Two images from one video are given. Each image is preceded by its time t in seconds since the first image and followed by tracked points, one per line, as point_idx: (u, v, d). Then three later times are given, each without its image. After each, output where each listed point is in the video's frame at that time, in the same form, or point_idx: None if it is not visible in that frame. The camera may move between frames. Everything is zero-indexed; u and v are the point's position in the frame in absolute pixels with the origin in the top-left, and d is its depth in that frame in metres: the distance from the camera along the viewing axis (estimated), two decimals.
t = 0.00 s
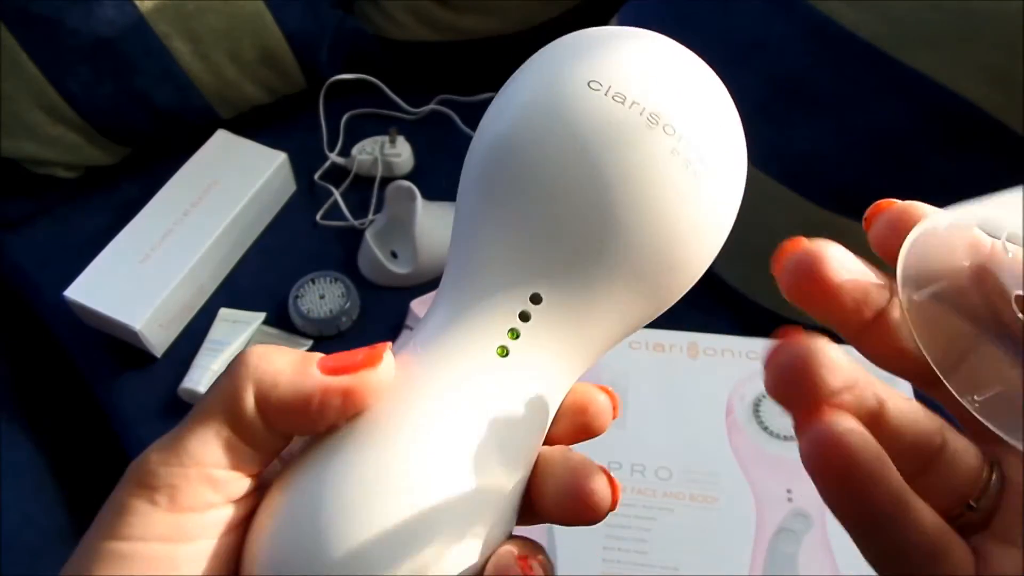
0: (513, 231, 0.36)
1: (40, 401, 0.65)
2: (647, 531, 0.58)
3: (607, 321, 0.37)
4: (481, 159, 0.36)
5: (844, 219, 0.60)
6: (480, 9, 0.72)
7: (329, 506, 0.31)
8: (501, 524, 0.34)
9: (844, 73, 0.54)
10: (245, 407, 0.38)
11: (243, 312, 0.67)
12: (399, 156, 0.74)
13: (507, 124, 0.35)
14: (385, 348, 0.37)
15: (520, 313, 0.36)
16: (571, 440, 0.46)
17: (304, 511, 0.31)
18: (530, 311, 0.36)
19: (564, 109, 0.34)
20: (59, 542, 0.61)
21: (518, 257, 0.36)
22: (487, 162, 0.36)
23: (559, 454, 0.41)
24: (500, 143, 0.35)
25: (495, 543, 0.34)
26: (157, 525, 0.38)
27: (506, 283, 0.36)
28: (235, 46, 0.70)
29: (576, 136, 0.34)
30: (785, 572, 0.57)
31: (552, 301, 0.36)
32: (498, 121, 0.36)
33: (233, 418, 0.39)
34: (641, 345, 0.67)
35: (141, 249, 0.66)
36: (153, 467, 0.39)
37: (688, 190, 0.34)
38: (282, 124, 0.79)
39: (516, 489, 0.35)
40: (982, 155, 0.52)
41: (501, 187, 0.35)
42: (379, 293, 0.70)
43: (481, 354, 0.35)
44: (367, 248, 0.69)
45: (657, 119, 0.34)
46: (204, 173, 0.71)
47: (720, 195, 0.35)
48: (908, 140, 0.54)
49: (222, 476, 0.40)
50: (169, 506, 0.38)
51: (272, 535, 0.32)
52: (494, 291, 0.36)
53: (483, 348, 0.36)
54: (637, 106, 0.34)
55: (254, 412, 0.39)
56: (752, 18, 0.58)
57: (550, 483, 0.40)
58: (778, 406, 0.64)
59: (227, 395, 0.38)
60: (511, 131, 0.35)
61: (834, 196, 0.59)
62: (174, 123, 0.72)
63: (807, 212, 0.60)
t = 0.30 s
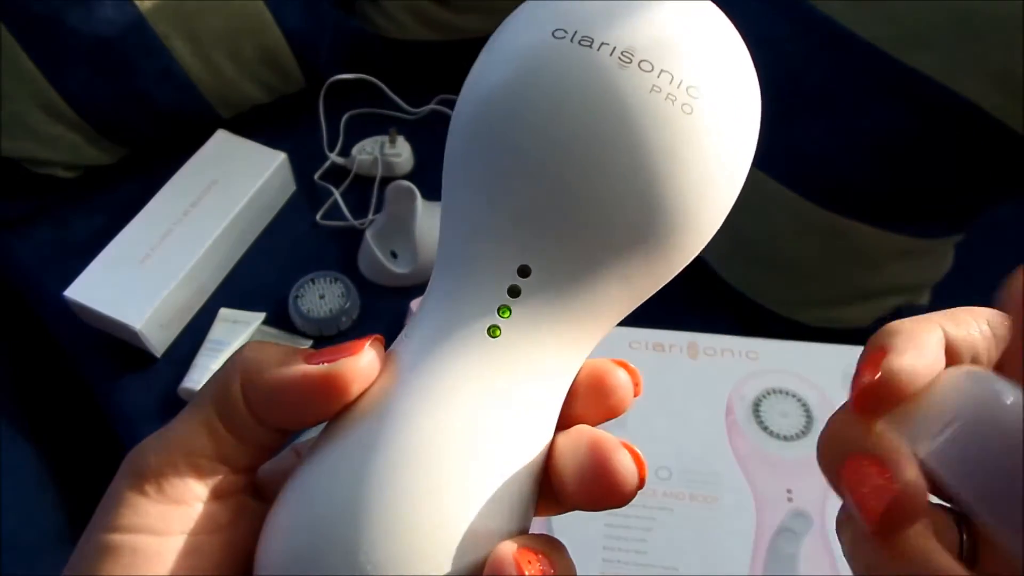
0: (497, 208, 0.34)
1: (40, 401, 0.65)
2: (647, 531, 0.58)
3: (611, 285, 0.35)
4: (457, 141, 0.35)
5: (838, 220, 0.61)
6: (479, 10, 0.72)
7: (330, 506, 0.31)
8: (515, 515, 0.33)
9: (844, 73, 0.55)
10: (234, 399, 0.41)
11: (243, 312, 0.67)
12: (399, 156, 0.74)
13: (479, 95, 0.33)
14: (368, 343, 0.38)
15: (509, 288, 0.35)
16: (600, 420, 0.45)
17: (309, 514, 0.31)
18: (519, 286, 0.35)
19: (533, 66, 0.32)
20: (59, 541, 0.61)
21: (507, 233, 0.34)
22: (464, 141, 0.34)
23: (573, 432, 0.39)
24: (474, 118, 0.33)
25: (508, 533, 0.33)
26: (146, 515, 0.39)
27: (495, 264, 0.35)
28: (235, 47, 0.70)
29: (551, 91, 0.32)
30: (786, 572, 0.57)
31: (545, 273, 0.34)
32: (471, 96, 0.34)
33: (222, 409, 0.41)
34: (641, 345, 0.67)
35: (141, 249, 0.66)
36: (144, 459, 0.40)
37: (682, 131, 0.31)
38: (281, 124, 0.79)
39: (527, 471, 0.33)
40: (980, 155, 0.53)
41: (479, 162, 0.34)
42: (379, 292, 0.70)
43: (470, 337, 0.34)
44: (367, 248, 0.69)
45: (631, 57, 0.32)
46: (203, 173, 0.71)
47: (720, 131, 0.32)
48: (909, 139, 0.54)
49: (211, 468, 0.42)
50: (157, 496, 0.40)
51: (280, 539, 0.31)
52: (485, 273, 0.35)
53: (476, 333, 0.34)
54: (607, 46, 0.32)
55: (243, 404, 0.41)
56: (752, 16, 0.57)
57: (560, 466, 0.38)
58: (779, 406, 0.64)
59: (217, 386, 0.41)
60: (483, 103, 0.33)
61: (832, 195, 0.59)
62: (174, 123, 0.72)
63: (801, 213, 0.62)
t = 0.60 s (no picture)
0: (529, 196, 0.35)
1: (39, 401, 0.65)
2: (647, 532, 0.58)
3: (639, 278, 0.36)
4: (494, 125, 0.35)
5: (843, 219, 0.60)
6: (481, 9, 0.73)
7: (349, 484, 0.31)
8: (533, 505, 0.34)
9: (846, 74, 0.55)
10: (257, 382, 0.41)
11: (243, 312, 0.67)
12: (399, 156, 0.74)
13: (519, 81, 0.34)
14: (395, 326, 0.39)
15: (537, 279, 0.36)
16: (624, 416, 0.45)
17: (327, 491, 0.31)
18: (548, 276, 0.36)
19: (575, 55, 0.33)
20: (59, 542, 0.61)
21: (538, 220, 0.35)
22: (501, 126, 0.35)
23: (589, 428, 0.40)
24: (513, 103, 0.34)
25: (528, 527, 0.33)
26: (169, 497, 0.39)
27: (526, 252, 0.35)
28: (235, 47, 0.70)
29: (590, 80, 0.32)
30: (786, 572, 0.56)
31: (571, 265, 0.36)
32: (510, 82, 0.35)
33: (246, 392, 0.42)
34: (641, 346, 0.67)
35: (141, 249, 0.66)
36: (166, 442, 0.40)
37: (721, 125, 0.32)
38: (281, 124, 0.79)
39: (546, 462, 0.34)
40: (978, 155, 0.53)
41: (515, 148, 0.34)
42: (379, 293, 0.70)
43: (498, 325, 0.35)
44: (366, 248, 0.69)
45: (673, 50, 0.32)
46: (203, 173, 0.71)
47: (760, 127, 0.33)
48: (910, 139, 0.54)
49: (233, 451, 0.42)
50: (180, 478, 0.40)
51: (296, 517, 0.32)
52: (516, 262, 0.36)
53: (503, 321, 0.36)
54: (650, 37, 0.32)
55: (265, 388, 0.42)
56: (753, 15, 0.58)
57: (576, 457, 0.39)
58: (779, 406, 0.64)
59: (242, 370, 0.42)
60: (522, 89, 0.34)
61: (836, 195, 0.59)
62: (174, 123, 0.72)
63: (804, 213, 0.61)
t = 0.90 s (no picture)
0: (552, 202, 0.34)
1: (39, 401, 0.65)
2: (647, 532, 0.58)
3: (660, 292, 0.35)
4: (521, 128, 0.35)
5: (846, 220, 0.60)
6: (480, 10, 0.73)
7: (361, 490, 0.31)
8: (541, 514, 0.34)
9: (846, 74, 0.55)
10: (279, 378, 0.42)
11: (243, 312, 0.67)
12: (399, 156, 0.74)
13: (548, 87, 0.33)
14: (413, 324, 0.39)
15: (559, 286, 0.35)
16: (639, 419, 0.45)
17: (337, 495, 0.32)
18: (569, 284, 0.35)
19: (606, 65, 0.32)
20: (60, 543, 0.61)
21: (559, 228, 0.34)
22: (527, 130, 0.34)
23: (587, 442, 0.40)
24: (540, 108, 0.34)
25: (538, 532, 0.33)
26: (186, 489, 0.39)
27: (545, 259, 0.35)
28: (235, 47, 0.70)
29: (618, 93, 0.32)
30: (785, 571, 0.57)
31: (593, 273, 0.35)
32: (539, 87, 0.34)
33: (264, 386, 0.42)
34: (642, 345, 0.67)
35: (141, 249, 0.66)
36: (185, 433, 0.40)
37: (750, 144, 0.31)
38: (281, 125, 0.79)
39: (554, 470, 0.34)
40: (982, 156, 0.53)
41: (540, 154, 0.34)
42: (379, 293, 0.70)
43: (518, 329, 0.35)
44: (366, 248, 0.69)
45: (707, 65, 0.31)
46: (203, 173, 0.71)
47: (790, 147, 0.32)
48: (911, 140, 0.54)
49: (250, 445, 0.42)
50: (197, 471, 0.40)
51: (307, 518, 0.32)
52: (537, 270, 0.35)
53: (522, 327, 0.35)
54: (684, 51, 0.32)
55: (287, 384, 0.42)
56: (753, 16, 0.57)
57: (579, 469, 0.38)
58: (779, 406, 0.64)
59: (261, 364, 0.42)
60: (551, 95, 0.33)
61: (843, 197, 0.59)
62: (174, 123, 0.72)
63: (804, 214, 0.62)
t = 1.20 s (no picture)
0: (544, 196, 0.34)
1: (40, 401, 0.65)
2: (647, 532, 0.58)
3: (653, 286, 0.35)
4: (511, 121, 0.35)
5: (840, 220, 0.61)
6: (481, 10, 0.72)
7: (352, 482, 0.31)
8: (532, 508, 0.34)
9: (846, 73, 0.54)
10: (266, 372, 0.41)
11: (243, 312, 0.67)
12: (399, 156, 0.74)
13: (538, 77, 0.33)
14: (402, 318, 0.39)
15: (550, 280, 0.35)
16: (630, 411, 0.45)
17: (328, 490, 0.32)
18: (560, 277, 0.35)
19: (596, 55, 0.32)
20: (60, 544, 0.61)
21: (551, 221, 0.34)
22: (518, 123, 0.34)
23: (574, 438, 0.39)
24: (531, 100, 0.33)
25: (527, 532, 0.33)
26: (174, 486, 0.39)
27: (536, 254, 0.35)
28: (235, 46, 0.70)
29: (609, 84, 0.32)
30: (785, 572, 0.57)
31: (585, 267, 0.35)
32: (528, 79, 0.34)
33: (253, 380, 0.42)
34: (642, 345, 0.67)
35: (141, 248, 0.66)
36: (173, 428, 0.40)
37: (744, 134, 0.31)
38: (281, 125, 0.79)
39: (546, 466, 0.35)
40: (978, 155, 0.53)
41: (531, 146, 0.34)
42: (379, 293, 0.70)
43: (508, 323, 0.35)
44: (366, 248, 0.69)
45: (700, 54, 0.31)
46: (203, 173, 0.71)
47: (784, 136, 0.32)
48: (912, 139, 0.54)
49: (239, 441, 0.42)
50: (185, 467, 0.40)
51: (296, 512, 0.32)
52: (528, 265, 0.35)
53: (512, 322, 0.35)
54: (676, 40, 0.31)
55: (275, 377, 0.42)
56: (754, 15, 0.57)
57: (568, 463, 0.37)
58: (779, 406, 0.64)
59: (249, 358, 0.42)
60: (541, 87, 0.33)
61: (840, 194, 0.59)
62: (174, 123, 0.72)
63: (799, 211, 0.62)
